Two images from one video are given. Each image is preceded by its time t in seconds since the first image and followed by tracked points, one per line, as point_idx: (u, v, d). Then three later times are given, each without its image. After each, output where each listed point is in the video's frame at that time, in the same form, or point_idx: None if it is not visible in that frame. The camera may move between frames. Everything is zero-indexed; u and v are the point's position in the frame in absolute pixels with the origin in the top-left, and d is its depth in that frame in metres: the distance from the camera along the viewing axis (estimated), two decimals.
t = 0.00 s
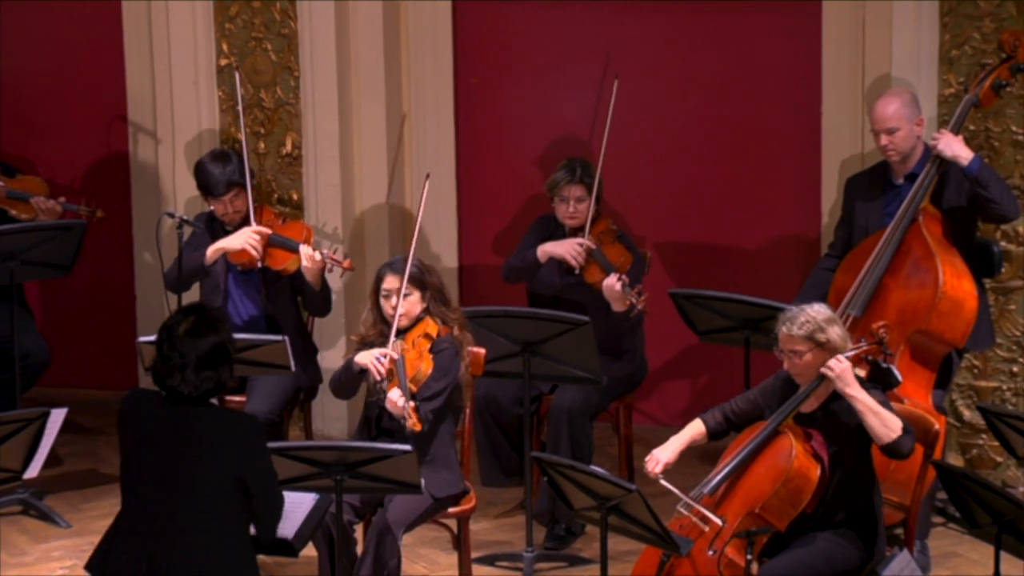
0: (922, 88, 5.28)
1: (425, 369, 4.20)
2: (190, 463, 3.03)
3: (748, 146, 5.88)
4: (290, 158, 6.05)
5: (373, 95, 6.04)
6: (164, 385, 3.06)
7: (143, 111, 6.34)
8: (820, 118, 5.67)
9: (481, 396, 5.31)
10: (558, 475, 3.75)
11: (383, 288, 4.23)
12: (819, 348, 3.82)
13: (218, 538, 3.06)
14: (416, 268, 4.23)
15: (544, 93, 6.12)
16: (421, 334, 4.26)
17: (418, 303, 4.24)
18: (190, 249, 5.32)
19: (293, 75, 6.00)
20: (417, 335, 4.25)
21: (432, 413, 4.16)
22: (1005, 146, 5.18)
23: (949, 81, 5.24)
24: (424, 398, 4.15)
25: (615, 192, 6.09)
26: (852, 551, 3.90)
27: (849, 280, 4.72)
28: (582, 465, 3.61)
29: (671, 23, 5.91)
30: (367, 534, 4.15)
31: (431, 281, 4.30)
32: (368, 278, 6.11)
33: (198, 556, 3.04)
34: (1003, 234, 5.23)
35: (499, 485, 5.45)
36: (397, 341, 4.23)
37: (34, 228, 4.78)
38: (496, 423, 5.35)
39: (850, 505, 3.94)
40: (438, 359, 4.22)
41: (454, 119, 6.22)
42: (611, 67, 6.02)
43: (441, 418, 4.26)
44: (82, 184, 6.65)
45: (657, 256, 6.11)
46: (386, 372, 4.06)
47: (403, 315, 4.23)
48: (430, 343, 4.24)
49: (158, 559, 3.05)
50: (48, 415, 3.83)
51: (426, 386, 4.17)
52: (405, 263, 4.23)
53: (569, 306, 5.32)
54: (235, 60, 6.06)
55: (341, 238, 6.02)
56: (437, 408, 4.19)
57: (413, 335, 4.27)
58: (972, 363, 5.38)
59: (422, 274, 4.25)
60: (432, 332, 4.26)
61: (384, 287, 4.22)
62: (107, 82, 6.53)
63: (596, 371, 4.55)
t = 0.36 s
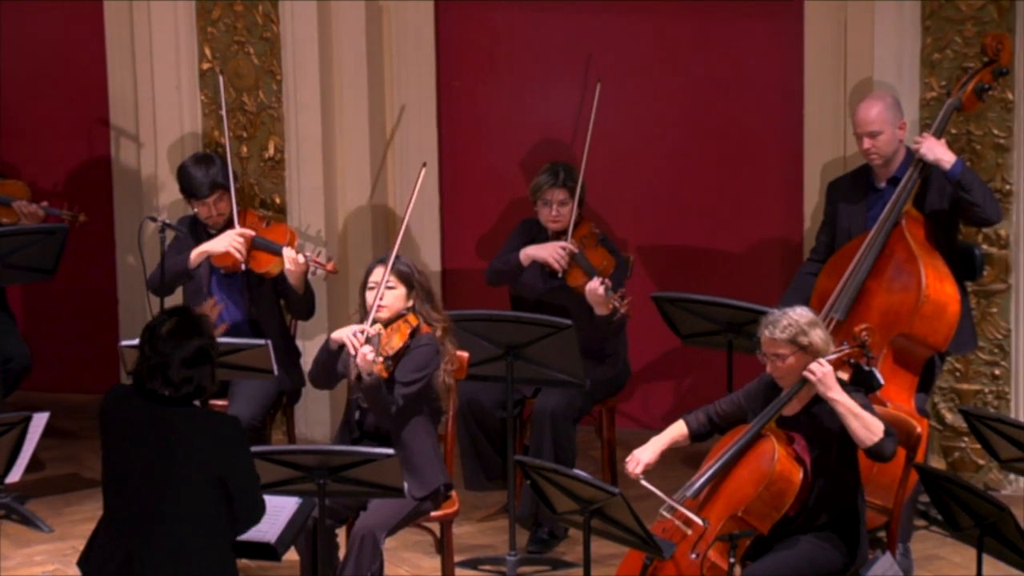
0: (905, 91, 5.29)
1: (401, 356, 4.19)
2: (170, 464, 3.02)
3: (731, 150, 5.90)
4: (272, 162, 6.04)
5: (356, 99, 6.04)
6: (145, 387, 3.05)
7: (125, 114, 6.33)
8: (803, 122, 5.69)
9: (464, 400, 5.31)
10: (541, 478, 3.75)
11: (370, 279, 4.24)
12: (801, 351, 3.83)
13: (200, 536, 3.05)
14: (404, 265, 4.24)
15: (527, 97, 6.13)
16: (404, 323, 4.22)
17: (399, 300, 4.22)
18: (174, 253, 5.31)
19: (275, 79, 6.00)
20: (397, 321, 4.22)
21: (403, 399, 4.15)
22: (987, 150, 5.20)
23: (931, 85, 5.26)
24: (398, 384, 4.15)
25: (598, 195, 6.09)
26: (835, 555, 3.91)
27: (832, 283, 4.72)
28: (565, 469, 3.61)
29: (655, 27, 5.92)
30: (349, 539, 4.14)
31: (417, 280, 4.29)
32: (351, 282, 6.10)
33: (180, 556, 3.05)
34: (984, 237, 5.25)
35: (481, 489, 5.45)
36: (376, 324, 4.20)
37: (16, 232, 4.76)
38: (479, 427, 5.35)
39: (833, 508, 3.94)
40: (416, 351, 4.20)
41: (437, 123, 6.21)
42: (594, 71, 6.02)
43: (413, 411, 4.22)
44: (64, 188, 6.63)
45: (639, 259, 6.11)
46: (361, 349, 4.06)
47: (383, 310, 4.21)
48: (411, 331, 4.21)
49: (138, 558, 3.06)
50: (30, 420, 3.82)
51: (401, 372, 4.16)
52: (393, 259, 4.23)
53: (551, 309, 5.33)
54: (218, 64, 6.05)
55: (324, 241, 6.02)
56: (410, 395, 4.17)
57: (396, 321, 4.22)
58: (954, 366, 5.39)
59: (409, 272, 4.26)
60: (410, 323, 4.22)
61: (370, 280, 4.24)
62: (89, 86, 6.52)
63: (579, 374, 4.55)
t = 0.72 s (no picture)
0: (893, 92, 5.30)
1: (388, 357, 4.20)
2: (158, 463, 3.02)
3: (719, 151, 5.91)
4: (260, 163, 6.04)
5: (344, 99, 6.03)
6: (139, 384, 3.06)
7: (112, 115, 6.32)
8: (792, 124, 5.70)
9: (453, 400, 5.31)
10: (529, 479, 3.75)
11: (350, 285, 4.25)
12: (789, 352, 3.83)
13: (185, 537, 3.04)
14: (385, 268, 4.25)
15: (516, 98, 6.13)
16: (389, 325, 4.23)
17: (382, 301, 4.24)
18: (162, 252, 5.31)
19: (263, 79, 5.99)
20: (384, 322, 4.24)
21: (391, 399, 4.15)
22: (974, 150, 5.21)
23: (919, 85, 5.27)
24: (385, 384, 4.15)
25: (587, 196, 6.10)
26: (823, 556, 3.91)
27: (820, 284, 4.73)
28: (552, 469, 3.61)
29: (644, 28, 5.92)
30: (337, 540, 4.14)
31: (399, 280, 4.30)
32: (339, 283, 6.09)
33: (166, 555, 3.04)
34: (972, 237, 5.26)
35: (469, 490, 5.44)
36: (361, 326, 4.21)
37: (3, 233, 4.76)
38: (467, 428, 5.34)
39: (820, 509, 3.95)
40: (404, 352, 4.20)
41: (425, 124, 6.21)
42: (583, 72, 6.02)
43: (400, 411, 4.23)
44: (51, 190, 6.62)
45: (627, 260, 6.12)
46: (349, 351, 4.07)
47: (366, 314, 4.22)
48: (396, 332, 4.22)
49: (125, 557, 3.06)
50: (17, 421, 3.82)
51: (387, 372, 4.17)
52: (374, 262, 4.25)
53: (540, 310, 5.33)
54: (205, 65, 6.05)
55: (311, 242, 6.02)
56: (398, 395, 4.17)
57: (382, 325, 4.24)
58: (942, 367, 5.40)
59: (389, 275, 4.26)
60: (399, 324, 4.24)
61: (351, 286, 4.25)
62: (76, 87, 6.51)
63: (568, 376, 4.54)
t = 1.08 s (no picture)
0: (884, 92, 5.31)
1: (379, 372, 4.21)
2: (142, 463, 3.03)
3: (711, 152, 5.91)
4: (252, 163, 6.03)
5: (335, 99, 6.03)
6: (134, 384, 3.09)
7: (103, 116, 6.32)
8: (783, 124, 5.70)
9: (444, 401, 5.31)
10: (521, 479, 3.75)
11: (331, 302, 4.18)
12: (780, 352, 3.83)
13: (170, 536, 3.05)
14: (361, 281, 4.18)
15: (508, 98, 6.13)
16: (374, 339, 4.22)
17: (363, 315, 4.20)
18: (155, 255, 5.30)
19: (254, 80, 5.99)
20: (369, 338, 4.22)
21: (386, 415, 4.16)
22: (965, 151, 5.22)
23: (909, 86, 5.28)
24: (378, 400, 4.17)
25: (578, 197, 6.10)
26: (815, 556, 3.91)
27: (812, 285, 4.73)
28: (544, 469, 3.61)
29: (635, 29, 5.92)
30: (328, 539, 4.14)
31: (373, 290, 4.21)
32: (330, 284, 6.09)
33: (149, 554, 3.04)
34: (963, 238, 5.27)
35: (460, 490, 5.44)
36: (348, 346, 4.22)
37: None
38: (458, 428, 5.34)
39: (812, 509, 3.95)
40: (394, 361, 4.21)
41: (417, 125, 6.21)
42: (575, 72, 6.03)
43: (398, 419, 4.24)
44: (42, 191, 6.62)
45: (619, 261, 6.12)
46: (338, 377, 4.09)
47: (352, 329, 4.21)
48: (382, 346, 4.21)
49: (108, 557, 3.06)
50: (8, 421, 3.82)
51: (379, 389, 4.19)
52: (347, 281, 4.16)
53: (531, 311, 5.34)
54: (197, 65, 6.04)
55: (303, 243, 6.02)
56: (394, 409, 4.19)
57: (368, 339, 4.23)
58: (933, 367, 5.41)
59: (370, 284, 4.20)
60: (382, 336, 4.22)
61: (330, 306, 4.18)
62: (67, 88, 6.50)
63: (559, 376, 4.54)
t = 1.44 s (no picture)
0: (880, 92, 5.31)
1: (377, 375, 4.21)
2: (124, 463, 3.06)
3: (708, 152, 5.91)
4: (248, 163, 6.03)
5: (331, 99, 6.03)
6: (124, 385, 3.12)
7: (100, 116, 6.33)
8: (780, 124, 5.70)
9: (440, 401, 5.31)
10: (517, 479, 3.74)
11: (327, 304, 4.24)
12: (776, 353, 3.83)
13: (150, 535, 3.06)
14: (359, 280, 4.21)
15: (505, 98, 6.12)
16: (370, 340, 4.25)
17: (361, 313, 4.22)
18: (152, 254, 5.29)
19: (251, 80, 5.99)
20: (364, 341, 4.24)
21: (385, 416, 4.14)
22: (961, 151, 5.22)
23: (906, 86, 5.28)
24: (375, 403, 4.15)
25: (575, 197, 6.10)
26: (811, 556, 3.91)
27: (808, 285, 4.73)
28: (540, 469, 3.61)
29: (631, 29, 5.92)
30: (325, 539, 4.13)
31: (372, 289, 4.23)
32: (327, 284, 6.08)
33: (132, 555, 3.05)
34: (959, 238, 5.27)
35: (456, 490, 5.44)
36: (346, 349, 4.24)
37: None
38: (454, 428, 5.34)
39: (809, 509, 3.94)
40: (390, 362, 4.20)
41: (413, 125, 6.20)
42: (572, 72, 6.03)
43: (397, 421, 4.22)
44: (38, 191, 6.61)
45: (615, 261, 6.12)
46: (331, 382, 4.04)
47: (349, 328, 4.23)
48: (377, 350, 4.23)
49: (91, 556, 3.07)
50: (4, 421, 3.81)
51: (377, 392, 4.18)
52: (343, 278, 4.21)
53: (527, 311, 5.34)
54: (193, 65, 6.03)
55: (299, 243, 6.01)
56: (392, 410, 4.16)
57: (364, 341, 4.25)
58: (930, 367, 5.41)
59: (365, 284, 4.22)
60: (377, 339, 4.24)
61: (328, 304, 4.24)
62: (63, 88, 6.49)
63: (556, 376, 4.54)
